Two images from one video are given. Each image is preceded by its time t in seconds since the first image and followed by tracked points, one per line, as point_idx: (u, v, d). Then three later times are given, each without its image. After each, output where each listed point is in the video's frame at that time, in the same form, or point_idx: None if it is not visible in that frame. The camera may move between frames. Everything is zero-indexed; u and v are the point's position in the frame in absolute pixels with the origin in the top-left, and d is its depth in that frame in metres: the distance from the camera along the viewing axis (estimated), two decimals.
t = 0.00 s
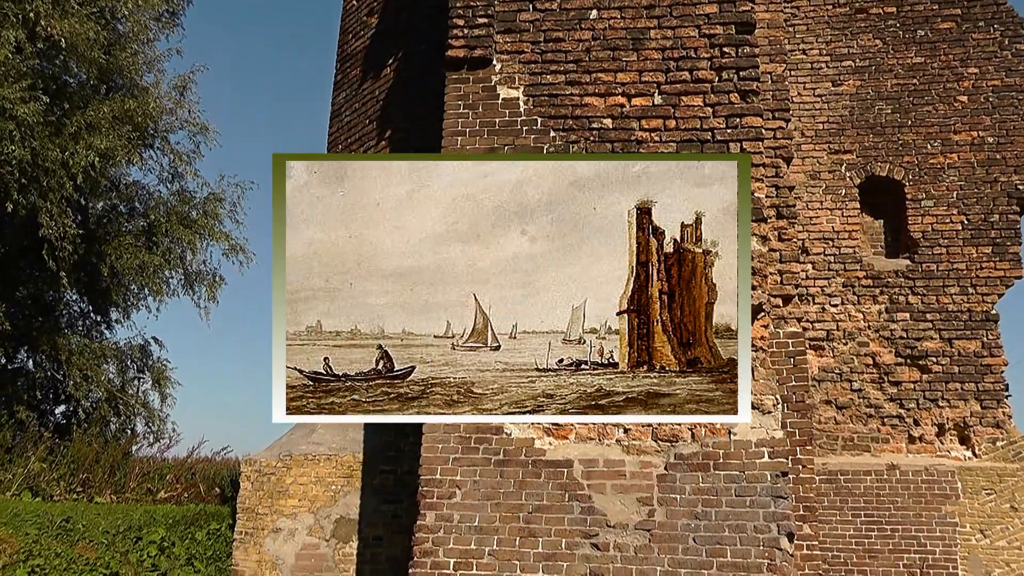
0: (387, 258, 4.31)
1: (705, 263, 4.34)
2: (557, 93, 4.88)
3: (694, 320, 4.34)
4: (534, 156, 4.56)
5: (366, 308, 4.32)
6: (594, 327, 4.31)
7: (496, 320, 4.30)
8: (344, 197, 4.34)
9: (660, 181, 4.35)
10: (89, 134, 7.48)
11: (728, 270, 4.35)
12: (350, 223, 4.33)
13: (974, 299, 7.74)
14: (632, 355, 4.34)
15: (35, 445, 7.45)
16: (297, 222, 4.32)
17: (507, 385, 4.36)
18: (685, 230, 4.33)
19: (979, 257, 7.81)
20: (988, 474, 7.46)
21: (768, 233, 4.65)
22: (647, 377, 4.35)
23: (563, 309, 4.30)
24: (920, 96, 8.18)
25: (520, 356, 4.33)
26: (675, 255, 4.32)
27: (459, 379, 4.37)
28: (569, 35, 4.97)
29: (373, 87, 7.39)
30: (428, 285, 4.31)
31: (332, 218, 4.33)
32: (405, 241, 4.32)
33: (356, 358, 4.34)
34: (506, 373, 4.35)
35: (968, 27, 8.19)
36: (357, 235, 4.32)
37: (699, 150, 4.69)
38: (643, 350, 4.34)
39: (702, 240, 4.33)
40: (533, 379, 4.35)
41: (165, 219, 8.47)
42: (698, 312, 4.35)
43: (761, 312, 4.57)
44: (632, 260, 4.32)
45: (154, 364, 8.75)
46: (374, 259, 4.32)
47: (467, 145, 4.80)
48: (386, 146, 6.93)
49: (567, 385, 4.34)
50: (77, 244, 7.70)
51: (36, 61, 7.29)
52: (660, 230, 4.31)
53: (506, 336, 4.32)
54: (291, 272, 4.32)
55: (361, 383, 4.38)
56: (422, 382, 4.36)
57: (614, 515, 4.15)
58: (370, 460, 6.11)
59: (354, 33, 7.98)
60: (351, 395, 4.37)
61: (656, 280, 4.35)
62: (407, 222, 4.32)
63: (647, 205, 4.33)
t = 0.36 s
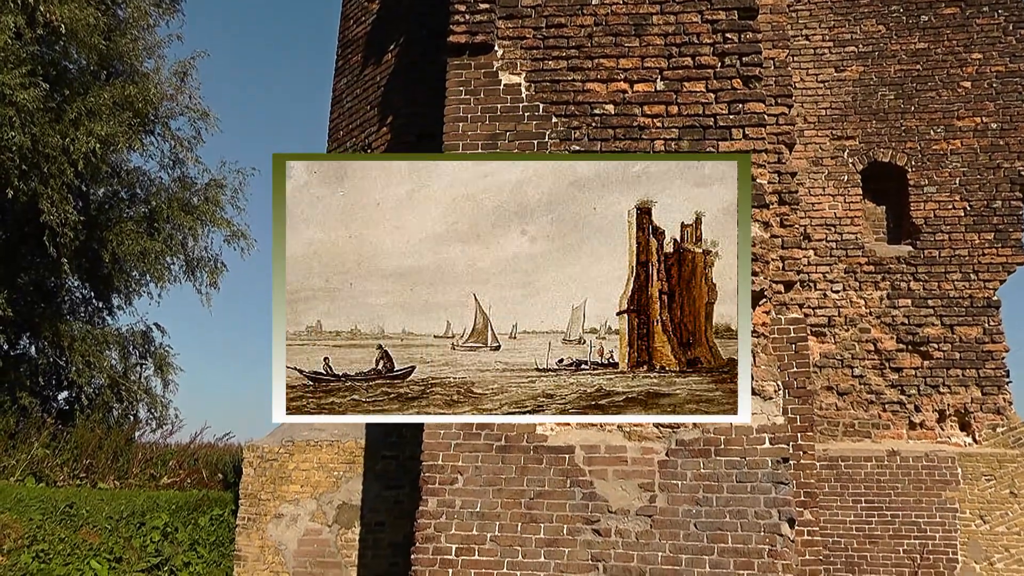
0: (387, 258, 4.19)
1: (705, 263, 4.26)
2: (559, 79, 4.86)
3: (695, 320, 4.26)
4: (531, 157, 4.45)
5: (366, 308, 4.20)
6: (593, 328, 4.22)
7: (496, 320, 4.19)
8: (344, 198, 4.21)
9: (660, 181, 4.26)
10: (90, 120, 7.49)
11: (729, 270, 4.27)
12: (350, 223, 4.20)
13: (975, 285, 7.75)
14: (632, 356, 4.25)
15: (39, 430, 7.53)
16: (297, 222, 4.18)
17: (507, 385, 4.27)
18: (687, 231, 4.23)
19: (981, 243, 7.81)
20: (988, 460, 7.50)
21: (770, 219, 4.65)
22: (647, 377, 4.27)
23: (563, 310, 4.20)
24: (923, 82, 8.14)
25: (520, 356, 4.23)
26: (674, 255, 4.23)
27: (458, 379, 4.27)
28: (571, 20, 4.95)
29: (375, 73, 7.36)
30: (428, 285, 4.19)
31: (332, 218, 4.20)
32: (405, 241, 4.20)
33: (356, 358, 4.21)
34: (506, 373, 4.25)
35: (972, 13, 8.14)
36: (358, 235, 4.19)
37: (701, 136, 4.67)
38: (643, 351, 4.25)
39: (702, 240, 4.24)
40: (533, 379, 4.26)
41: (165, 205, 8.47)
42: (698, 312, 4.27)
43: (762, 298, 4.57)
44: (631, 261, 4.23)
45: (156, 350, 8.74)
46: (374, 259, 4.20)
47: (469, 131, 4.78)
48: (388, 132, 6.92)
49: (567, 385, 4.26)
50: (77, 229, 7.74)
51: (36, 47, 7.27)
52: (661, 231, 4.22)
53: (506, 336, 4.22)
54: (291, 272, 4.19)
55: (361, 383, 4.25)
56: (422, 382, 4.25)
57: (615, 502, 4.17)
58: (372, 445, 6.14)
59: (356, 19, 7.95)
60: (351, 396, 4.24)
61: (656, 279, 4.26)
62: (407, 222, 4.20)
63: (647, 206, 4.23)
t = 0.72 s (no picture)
0: (388, 258, 4.25)
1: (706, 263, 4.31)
2: (560, 65, 4.84)
3: (697, 320, 4.32)
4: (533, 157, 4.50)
5: (366, 308, 4.26)
6: (595, 328, 4.28)
7: (495, 319, 4.26)
8: (344, 198, 4.27)
9: (660, 181, 4.31)
10: (89, 105, 7.85)
11: (728, 270, 4.32)
12: (350, 223, 4.26)
13: (977, 271, 7.74)
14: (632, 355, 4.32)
15: (42, 415, 8.10)
16: (297, 222, 4.25)
17: (507, 385, 4.32)
18: (688, 231, 4.29)
19: (984, 229, 7.80)
20: (989, 446, 7.48)
21: (772, 204, 4.65)
22: (647, 377, 4.33)
23: (564, 311, 4.27)
24: (926, 67, 8.11)
25: (519, 356, 4.30)
26: (676, 255, 4.29)
27: (459, 378, 4.33)
28: (573, 5, 4.92)
29: (376, 58, 7.34)
30: (428, 284, 4.26)
31: (332, 218, 4.26)
32: (406, 241, 4.26)
33: (356, 358, 4.27)
34: (506, 373, 4.31)
35: None
36: (358, 235, 4.25)
37: (703, 121, 4.66)
38: (644, 350, 4.31)
39: (702, 240, 4.30)
40: (533, 379, 4.32)
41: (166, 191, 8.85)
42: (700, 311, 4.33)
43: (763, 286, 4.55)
44: (634, 261, 4.29)
45: (157, 335, 9.19)
46: (374, 259, 4.26)
47: (470, 117, 4.76)
48: (389, 117, 6.91)
49: (567, 385, 4.32)
50: (78, 216, 8.21)
51: (35, 33, 7.62)
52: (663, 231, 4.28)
53: (506, 336, 4.28)
54: (291, 272, 4.25)
55: (361, 382, 4.32)
56: (422, 382, 4.31)
57: (617, 487, 4.18)
58: (374, 430, 6.17)
59: (356, 3, 7.90)
60: (349, 396, 4.31)
61: (656, 280, 4.32)
62: (407, 222, 4.26)
63: (649, 207, 4.29)
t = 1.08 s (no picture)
0: (388, 258, 4.04)
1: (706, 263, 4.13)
2: (561, 50, 4.82)
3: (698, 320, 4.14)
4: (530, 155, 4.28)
5: (366, 308, 4.06)
6: (592, 330, 4.10)
7: (496, 320, 4.06)
8: (345, 198, 4.03)
9: (660, 181, 4.09)
10: (89, 91, 7.95)
11: (728, 270, 4.13)
12: (350, 223, 4.02)
13: (978, 257, 7.75)
14: (632, 356, 4.14)
15: (43, 401, 8.16)
16: (297, 222, 3.99)
17: (507, 385, 4.16)
18: (688, 231, 4.09)
19: (985, 215, 7.80)
20: (988, 431, 7.51)
21: (773, 190, 4.63)
22: (647, 377, 4.17)
23: (563, 312, 4.07)
24: (928, 52, 8.08)
25: (520, 356, 4.11)
26: (675, 257, 4.09)
27: (458, 378, 4.15)
28: None
29: (375, 44, 7.31)
30: (428, 285, 4.05)
31: (332, 217, 4.01)
32: (406, 241, 4.04)
33: (356, 358, 4.08)
34: (506, 373, 4.14)
35: None
36: (358, 235, 4.02)
37: (704, 107, 4.64)
38: (643, 352, 4.14)
39: (701, 240, 4.11)
40: (533, 379, 4.15)
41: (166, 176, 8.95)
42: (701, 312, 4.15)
43: (764, 271, 4.55)
44: (632, 263, 4.08)
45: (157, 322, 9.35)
46: (374, 259, 4.04)
47: (471, 103, 4.75)
48: (388, 103, 6.89)
49: (567, 385, 4.16)
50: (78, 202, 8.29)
51: (33, 19, 7.76)
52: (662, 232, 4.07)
53: (505, 336, 4.09)
54: (291, 272, 4.01)
55: (361, 382, 4.13)
56: (422, 383, 4.14)
57: (617, 473, 4.20)
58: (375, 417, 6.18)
59: None
60: (350, 396, 4.12)
61: (656, 280, 4.13)
62: (408, 222, 4.03)
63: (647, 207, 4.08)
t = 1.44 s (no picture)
0: (389, 258, 4.16)
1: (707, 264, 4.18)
2: (562, 35, 4.79)
3: (697, 319, 4.19)
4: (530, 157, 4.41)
5: (365, 308, 4.17)
6: (593, 328, 4.18)
7: (496, 320, 4.18)
8: (344, 198, 4.07)
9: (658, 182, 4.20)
10: (88, 77, 7.96)
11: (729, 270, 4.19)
12: (352, 223, 4.09)
13: (979, 242, 7.74)
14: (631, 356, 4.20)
15: (45, 386, 8.20)
16: (297, 222, 4.02)
17: (507, 385, 4.21)
18: (689, 232, 4.16)
19: (987, 200, 7.78)
20: (987, 417, 7.49)
21: (774, 175, 4.60)
22: (647, 377, 4.21)
23: (564, 312, 4.17)
24: (931, 37, 8.04)
25: (521, 356, 4.19)
26: (676, 257, 4.15)
27: (459, 379, 4.23)
28: None
29: (375, 29, 7.28)
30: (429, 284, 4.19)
31: (332, 219, 4.06)
32: (407, 241, 4.19)
33: (356, 357, 4.17)
34: (506, 374, 4.20)
35: None
36: (359, 235, 4.11)
37: (705, 92, 4.62)
38: (643, 351, 4.20)
39: (702, 240, 4.16)
40: (533, 379, 4.20)
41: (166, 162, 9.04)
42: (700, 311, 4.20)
43: (765, 256, 4.54)
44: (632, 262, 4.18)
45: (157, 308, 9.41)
46: (376, 259, 4.15)
47: (471, 87, 4.73)
48: (389, 89, 6.87)
49: (567, 385, 4.21)
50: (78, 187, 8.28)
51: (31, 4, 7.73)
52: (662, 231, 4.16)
53: (505, 336, 4.19)
54: (291, 273, 4.03)
55: (361, 382, 4.20)
56: (421, 381, 4.21)
57: (617, 458, 4.21)
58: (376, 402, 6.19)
59: None
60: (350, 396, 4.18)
61: (657, 280, 4.21)
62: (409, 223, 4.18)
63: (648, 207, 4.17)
